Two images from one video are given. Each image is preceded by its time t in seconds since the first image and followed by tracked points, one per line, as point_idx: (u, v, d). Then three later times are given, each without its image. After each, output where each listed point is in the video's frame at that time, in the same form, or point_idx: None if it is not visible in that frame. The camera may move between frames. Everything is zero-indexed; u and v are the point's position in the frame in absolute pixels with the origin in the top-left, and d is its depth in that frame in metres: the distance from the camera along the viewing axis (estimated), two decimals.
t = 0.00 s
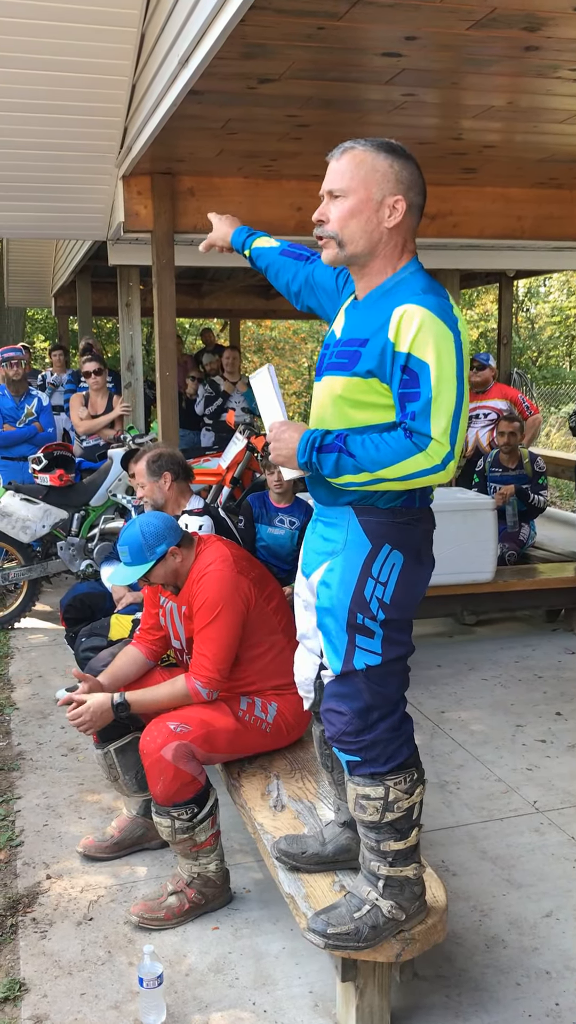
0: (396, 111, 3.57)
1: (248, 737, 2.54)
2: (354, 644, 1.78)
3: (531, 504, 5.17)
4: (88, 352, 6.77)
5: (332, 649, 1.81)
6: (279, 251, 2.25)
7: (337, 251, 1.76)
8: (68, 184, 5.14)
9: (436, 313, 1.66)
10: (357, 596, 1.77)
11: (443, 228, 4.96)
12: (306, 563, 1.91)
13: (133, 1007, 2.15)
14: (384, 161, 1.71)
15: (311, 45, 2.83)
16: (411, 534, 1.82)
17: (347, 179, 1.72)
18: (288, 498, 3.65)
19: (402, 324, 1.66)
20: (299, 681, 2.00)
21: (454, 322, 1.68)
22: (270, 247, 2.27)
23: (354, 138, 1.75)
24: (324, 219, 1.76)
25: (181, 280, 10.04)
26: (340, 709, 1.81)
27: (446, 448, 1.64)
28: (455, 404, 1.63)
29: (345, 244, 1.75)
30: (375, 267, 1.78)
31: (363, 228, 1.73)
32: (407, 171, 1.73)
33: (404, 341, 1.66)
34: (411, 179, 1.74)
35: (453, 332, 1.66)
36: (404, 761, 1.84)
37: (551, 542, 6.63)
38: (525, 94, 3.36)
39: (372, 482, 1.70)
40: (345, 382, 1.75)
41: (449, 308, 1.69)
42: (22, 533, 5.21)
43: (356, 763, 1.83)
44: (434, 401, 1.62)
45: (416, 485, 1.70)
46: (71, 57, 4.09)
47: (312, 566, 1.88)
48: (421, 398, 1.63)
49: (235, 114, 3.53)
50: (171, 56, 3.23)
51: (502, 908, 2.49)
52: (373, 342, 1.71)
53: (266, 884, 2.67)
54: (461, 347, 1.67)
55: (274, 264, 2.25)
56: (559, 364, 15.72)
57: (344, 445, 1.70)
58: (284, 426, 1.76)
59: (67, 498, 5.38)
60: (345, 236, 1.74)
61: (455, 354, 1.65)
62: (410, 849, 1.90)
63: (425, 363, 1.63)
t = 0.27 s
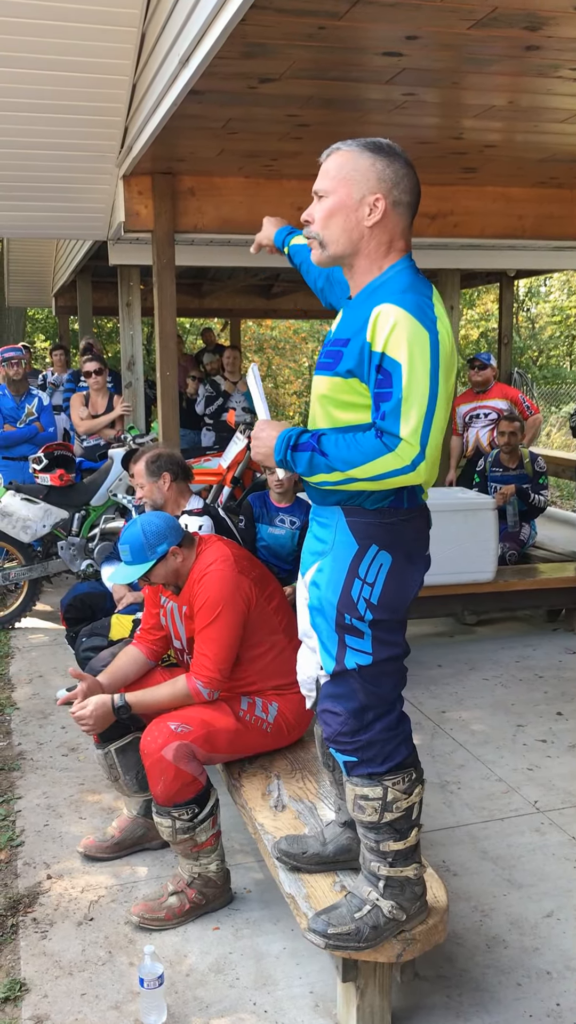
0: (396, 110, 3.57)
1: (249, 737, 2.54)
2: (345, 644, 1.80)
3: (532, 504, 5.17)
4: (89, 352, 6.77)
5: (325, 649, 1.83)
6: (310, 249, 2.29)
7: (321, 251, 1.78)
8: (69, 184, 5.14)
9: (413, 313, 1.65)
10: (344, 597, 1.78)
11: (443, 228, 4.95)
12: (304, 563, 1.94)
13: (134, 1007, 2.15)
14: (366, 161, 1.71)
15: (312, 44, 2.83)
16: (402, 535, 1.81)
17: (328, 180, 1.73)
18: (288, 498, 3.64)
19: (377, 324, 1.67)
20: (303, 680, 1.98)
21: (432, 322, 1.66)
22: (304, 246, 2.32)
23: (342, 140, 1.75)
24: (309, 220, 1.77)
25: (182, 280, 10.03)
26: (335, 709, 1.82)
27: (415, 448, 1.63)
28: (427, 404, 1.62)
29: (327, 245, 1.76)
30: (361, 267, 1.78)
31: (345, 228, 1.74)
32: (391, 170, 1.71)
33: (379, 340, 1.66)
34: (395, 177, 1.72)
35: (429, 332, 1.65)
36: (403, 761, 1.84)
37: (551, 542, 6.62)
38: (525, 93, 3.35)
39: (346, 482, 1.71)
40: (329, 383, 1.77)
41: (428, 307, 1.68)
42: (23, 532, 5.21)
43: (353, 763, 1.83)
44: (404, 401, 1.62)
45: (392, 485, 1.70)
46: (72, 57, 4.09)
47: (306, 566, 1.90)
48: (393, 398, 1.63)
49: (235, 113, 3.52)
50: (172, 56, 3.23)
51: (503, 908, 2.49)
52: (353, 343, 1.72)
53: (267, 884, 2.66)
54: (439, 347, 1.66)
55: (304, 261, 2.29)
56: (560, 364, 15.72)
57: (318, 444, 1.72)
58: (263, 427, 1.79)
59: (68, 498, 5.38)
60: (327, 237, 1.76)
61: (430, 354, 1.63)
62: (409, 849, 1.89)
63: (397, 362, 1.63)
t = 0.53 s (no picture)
0: (395, 111, 3.57)
1: (248, 737, 2.54)
2: (337, 644, 1.80)
3: (531, 503, 5.17)
4: (88, 353, 6.77)
5: (318, 649, 1.84)
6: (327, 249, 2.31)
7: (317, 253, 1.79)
8: (68, 185, 5.14)
9: (397, 316, 1.65)
10: (335, 597, 1.79)
11: (442, 228, 4.96)
12: (301, 563, 1.95)
13: (134, 1007, 2.15)
14: (360, 163, 1.71)
15: (310, 45, 2.83)
16: (395, 536, 1.80)
17: (322, 182, 1.74)
18: (287, 498, 3.64)
19: (362, 325, 1.67)
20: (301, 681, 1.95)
21: (416, 327, 1.66)
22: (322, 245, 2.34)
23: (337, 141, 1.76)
24: (305, 222, 1.79)
25: (181, 280, 10.03)
26: (330, 710, 1.82)
27: (391, 451, 1.63)
28: (405, 407, 1.62)
29: (321, 245, 1.78)
30: (355, 267, 1.78)
31: (338, 230, 1.75)
32: (385, 171, 1.71)
33: (362, 342, 1.66)
34: (390, 178, 1.72)
35: (412, 335, 1.65)
36: (400, 760, 1.84)
37: (551, 541, 6.63)
38: (524, 93, 3.36)
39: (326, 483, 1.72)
40: (318, 383, 1.78)
41: (414, 311, 1.68)
42: (22, 533, 5.21)
43: (350, 763, 1.84)
44: (382, 404, 1.62)
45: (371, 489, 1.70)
46: (70, 58, 4.09)
47: (302, 567, 1.92)
48: (373, 400, 1.63)
49: (233, 114, 3.53)
50: (170, 56, 3.23)
51: (503, 908, 2.49)
52: (342, 343, 1.73)
53: (267, 884, 2.66)
54: (421, 352, 1.65)
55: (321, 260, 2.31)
56: (559, 363, 15.73)
57: (300, 444, 1.72)
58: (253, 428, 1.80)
59: (68, 498, 5.38)
60: (321, 238, 1.77)
61: (411, 359, 1.63)
62: (408, 849, 1.89)
63: (378, 364, 1.63)
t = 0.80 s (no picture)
0: (391, 111, 3.58)
1: (247, 738, 2.54)
2: (337, 644, 1.79)
3: (529, 503, 5.18)
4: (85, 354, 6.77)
5: (317, 650, 1.84)
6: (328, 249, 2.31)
7: (324, 255, 1.78)
8: (64, 186, 5.14)
9: (401, 315, 1.66)
10: (336, 598, 1.78)
11: (438, 228, 4.96)
12: (298, 563, 1.94)
13: (134, 1009, 2.15)
14: (367, 163, 1.71)
15: (306, 45, 2.83)
16: (395, 536, 1.81)
17: (329, 183, 1.72)
18: (285, 498, 3.64)
19: (366, 325, 1.68)
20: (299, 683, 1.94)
21: (420, 327, 1.67)
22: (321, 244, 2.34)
23: (339, 140, 1.75)
24: (310, 223, 1.76)
25: (178, 281, 10.04)
26: (330, 710, 1.82)
27: (397, 451, 1.63)
28: (410, 406, 1.62)
29: (329, 246, 1.76)
30: (363, 268, 1.78)
31: (348, 230, 1.74)
32: (391, 172, 1.72)
33: (366, 342, 1.67)
34: (396, 179, 1.73)
35: (416, 335, 1.65)
36: (398, 760, 1.84)
37: (549, 541, 6.63)
38: (520, 93, 3.36)
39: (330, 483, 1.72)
40: (319, 383, 1.78)
41: (418, 311, 1.68)
42: (20, 535, 5.20)
43: (348, 764, 1.84)
44: (388, 403, 1.62)
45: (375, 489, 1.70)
46: (66, 59, 4.08)
47: (301, 567, 1.91)
48: (378, 399, 1.63)
49: (230, 115, 3.53)
50: (166, 57, 3.22)
51: (502, 908, 2.49)
52: (344, 343, 1.73)
53: (266, 885, 2.66)
54: (425, 352, 1.65)
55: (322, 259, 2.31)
56: (556, 363, 15.74)
57: (305, 444, 1.73)
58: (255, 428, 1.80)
59: (65, 499, 5.39)
60: (329, 238, 1.75)
61: (415, 358, 1.64)
62: (407, 850, 1.90)
63: (383, 364, 1.63)
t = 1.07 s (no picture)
0: (387, 110, 3.57)
1: (245, 738, 2.54)
2: (341, 645, 1.78)
3: (526, 502, 5.18)
4: (81, 354, 6.76)
5: (319, 650, 1.82)
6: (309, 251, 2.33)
7: (329, 251, 1.75)
8: (60, 186, 5.13)
9: (412, 313, 1.66)
10: (341, 598, 1.77)
11: (435, 227, 4.96)
12: (296, 563, 1.92)
13: (131, 1009, 2.14)
14: (375, 161, 1.71)
15: (303, 44, 2.83)
16: (398, 535, 1.81)
17: (338, 178, 1.70)
18: (282, 498, 3.64)
19: (377, 324, 1.67)
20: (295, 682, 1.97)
21: (431, 324, 1.67)
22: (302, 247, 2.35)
23: (345, 137, 1.74)
24: (315, 218, 1.74)
25: (175, 280, 10.03)
26: (330, 711, 1.81)
27: (417, 450, 1.63)
28: (428, 405, 1.63)
29: (337, 243, 1.74)
30: (364, 266, 1.77)
31: (354, 227, 1.72)
32: (397, 173, 1.73)
33: (379, 341, 1.66)
34: (401, 180, 1.74)
35: (428, 333, 1.65)
36: (397, 761, 1.84)
37: (546, 540, 6.63)
38: (516, 92, 3.36)
39: (346, 483, 1.71)
40: (325, 383, 1.77)
41: (426, 308, 1.69)
42: (17, 535, 5.19)
43: (348, 764, 1.83)
44: (407, 402, 1.62)
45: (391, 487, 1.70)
46: (62, 58, 4.07)
47: (300, 567, 1.89)
48: (394, 399, 1.63)
49: (226, 114, 3.52)
50: (162, 56, 3.22)
51: (500, 907, 2.49)
52: (352, 342, 1.72)
53: (264, 886, 2.66)
54: (437, 349, 1.66)
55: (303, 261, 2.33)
56: (552, 362, 15.75)
57: (319, 445, 1.72)
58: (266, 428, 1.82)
59: (62, 500, 5.38)
60: (336, 234, 1.73)
61: (430, 357, 1.64)
62: (406, 849, 1.89)
63: (399, 363, 1.63)
